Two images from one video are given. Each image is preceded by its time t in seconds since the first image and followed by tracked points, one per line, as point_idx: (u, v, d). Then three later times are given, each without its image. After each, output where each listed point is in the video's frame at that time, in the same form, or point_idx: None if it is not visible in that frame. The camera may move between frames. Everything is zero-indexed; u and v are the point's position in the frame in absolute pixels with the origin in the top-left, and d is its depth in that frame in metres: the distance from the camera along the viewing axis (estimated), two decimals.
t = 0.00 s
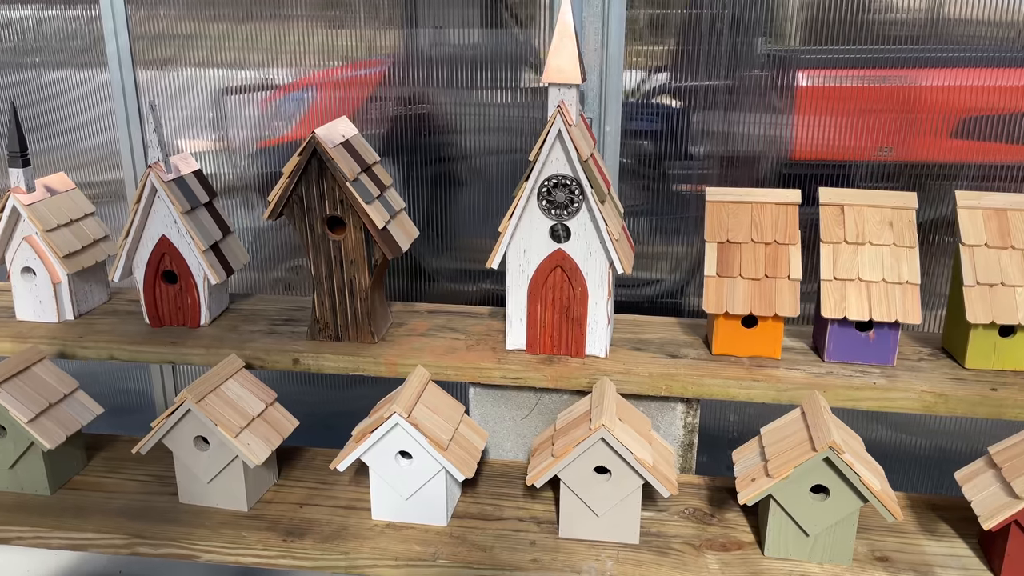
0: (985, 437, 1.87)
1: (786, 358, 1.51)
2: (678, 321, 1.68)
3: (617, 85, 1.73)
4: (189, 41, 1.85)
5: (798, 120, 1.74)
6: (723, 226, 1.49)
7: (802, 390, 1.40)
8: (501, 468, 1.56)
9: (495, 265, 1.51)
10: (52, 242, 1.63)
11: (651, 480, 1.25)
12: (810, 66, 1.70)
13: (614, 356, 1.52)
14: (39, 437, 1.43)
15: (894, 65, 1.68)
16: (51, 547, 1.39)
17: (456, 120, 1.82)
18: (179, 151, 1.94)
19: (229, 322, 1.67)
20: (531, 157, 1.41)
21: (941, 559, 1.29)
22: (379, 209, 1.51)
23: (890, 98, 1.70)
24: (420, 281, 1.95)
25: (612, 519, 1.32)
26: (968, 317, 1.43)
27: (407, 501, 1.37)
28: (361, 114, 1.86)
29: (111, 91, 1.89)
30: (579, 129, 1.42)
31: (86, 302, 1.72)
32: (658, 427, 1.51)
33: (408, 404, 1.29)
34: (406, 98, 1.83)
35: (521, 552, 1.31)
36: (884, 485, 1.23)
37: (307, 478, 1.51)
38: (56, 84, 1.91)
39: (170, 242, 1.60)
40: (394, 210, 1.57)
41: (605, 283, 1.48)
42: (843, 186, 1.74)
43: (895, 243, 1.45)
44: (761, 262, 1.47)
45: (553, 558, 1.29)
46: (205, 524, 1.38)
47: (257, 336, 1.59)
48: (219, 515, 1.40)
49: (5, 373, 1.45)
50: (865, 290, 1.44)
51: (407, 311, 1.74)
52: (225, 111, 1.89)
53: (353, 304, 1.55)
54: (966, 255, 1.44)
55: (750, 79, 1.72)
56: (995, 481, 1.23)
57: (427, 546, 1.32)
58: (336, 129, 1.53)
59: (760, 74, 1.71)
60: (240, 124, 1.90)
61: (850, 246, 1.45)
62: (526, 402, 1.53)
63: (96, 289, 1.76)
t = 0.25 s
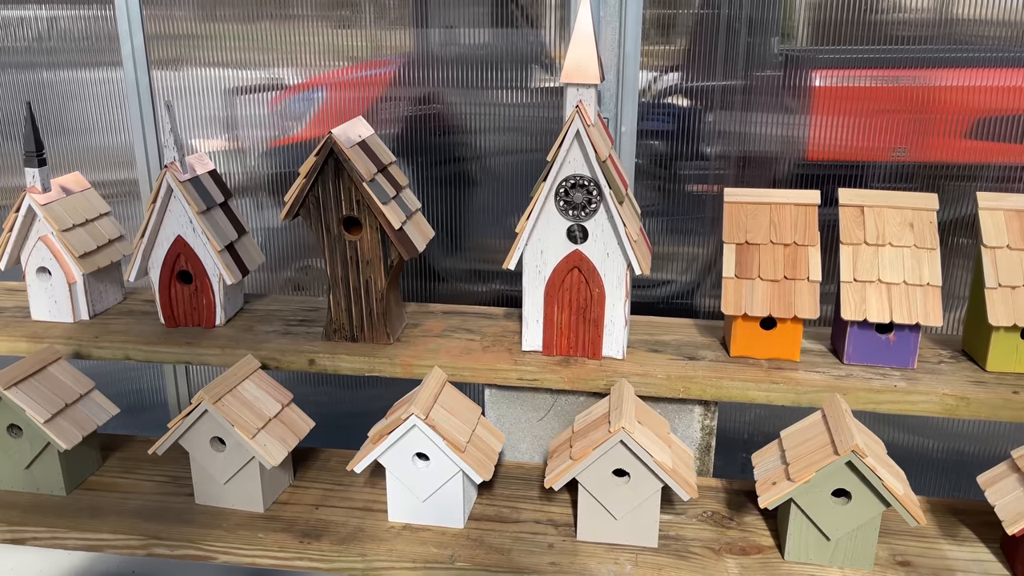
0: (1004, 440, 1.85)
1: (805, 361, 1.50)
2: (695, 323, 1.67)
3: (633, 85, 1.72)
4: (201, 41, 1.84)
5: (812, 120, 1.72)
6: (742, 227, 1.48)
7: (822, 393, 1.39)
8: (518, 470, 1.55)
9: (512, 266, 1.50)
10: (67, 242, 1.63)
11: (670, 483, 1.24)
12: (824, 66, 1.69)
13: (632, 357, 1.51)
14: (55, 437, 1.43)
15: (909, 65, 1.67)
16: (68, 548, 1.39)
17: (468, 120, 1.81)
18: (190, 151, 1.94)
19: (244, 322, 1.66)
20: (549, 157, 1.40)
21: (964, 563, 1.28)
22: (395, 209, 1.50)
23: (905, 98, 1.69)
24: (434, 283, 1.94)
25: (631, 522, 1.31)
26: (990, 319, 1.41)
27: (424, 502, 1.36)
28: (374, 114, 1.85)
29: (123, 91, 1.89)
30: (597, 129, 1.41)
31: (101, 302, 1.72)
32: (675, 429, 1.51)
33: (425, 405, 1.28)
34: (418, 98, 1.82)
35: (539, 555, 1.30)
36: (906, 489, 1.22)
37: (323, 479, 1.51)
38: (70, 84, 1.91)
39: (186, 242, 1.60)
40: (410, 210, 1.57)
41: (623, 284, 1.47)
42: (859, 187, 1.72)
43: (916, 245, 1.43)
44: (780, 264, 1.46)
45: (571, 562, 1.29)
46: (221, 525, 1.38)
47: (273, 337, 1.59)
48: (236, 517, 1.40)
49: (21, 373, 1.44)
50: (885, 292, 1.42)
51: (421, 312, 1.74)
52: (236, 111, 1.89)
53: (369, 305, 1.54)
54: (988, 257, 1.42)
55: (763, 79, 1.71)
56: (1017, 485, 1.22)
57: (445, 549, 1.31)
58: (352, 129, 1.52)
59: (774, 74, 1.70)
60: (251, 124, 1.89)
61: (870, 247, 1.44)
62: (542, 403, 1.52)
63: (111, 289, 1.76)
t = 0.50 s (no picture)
0: None
1: (828, 363, 1.48)
2: (715, 324, 1.66)
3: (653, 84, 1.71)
4: (217, 40, 1.84)
5: (830, 120, 1.71)
6: (764, 228, 1.47)
7: (846, 395, 1.38)
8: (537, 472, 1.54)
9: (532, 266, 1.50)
10: (86, 241, 1.64)
11: (694, 486, 1.23)
12: (843, 66, 1.67)
13: (652, 358, 1.50)
14: (76, 436, 1.43)
15: (929, 65, 1.65)
16: (88, 547, 1.39)
17: (485, 120, 1.81)
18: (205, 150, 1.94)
19: (263, 321, 1.66)
20: (570, 157, 1.39)
21: (990, 569, 1.26)
22: (415, 208, 1.50)
23: (925, 98, 1.67)
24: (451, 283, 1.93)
25: (653, 524, 1.30)
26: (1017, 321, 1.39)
27: (444, 503, 1.35)
28: (390, 114, 1.84)
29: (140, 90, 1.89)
30: (619, 128, 1.40)
31: (120, 301, 1.72)
32: (696, 431, 1.49)
33: (446, 406, 1.28)
34: (435, 98, 1.81)
35: (560, 557, 1.29)
36: (933, 493, 1.20)
37: (342, 479, 1.50)
38: (88, 83, 1.92)
39: (205, 242, 1.60)
40: (429, 210, 1.56)
41: (644, 284, 1.46)
42: (878, 187, 1.71)
43: (941, 246, 1.42)
44: (803, 265, 1.45)
45: (593, 564, 1.28)
46: (241, 525, 1.37)
47: (291, 337, 1.59)
48: (255, 516, 1.39)
49: (42, 372, 1.45)
50: (910, 293, 1.41)
51: (439, 312, 1.73)
52: (250, 111, 1.89)
53: (388, 305, 1.54)
54: (1014, 258, 1.41)
55: (781, 79, 1.69)
56: None
57: (465, 550, 1.30)
58: (372, 129, 1.52)
59: (792, 73, 1.69)
60: (265, 124, 1.89)
61: (894, 248, 1.43)
62: (562, 404, 1.51)
63: (130, 288, 1.76)
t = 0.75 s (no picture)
0: None
1: (848, 364, 1.47)
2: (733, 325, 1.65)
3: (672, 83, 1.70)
4: (232, 40, 1.84)
5: (845, 120, 1.70)
6: (784, 228, 1.46)
7: (867, 397, 1.37)
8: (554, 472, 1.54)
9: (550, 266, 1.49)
10: (106, 239, 1.65)
11: (714, 487, 1.23)
12: (859, 66, 1.66)
13: (671, 359, 1.50)
14: (96, 434, 1.44)
15: (946, 65, 1.64)
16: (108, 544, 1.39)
17: (500, 120, 1.80)
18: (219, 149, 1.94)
19: (281, 320, 1.66)
20: (590, 156, 1.39)
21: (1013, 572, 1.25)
22: (433, 208, 1.50)
23: (941, 98, 1.66)
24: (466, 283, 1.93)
25: (672, 525, 1.29)
26: None
27: (463, 503, 1.35)
28: (405, 113, 1.84)
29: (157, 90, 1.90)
30: (639, 128, 1.39)
31: (138, 299, 1.73)
32: (715, 432, 1.49)
33: (466, 406, 1.28)
34: (450, 97, 1.81)
35: (578, 558, 1.29)
36: (957, 496, 1.19)
37: (360, 478, 1.50)
38: (105, 83, 1.93)
39: (223, 240, 1.60)
40: (447, 209, 1.56)
41: (663, 285, 1.45)
42: (895, 188, 1.70)
43: (963, 247, 1.41)
44: (823, 265, 1.44)
45: (612, 565, 1.27)
46: (259, 523, 1.38)
47: (309, 336, 1.59)
48: (274, 515, 1.40)
49: (62, 370, 1.45)
50: (931, 294, 1.40)
51: (456, 312, 1.73)
52: (264, 110, 1.89)
53: (406, 304, 1.54)
54: None
55: (797, 79, 1.68)
56: None
57: (484, 550, 1.30)
58: (391, 128, 1.52)
59: (807, 73, 1.68)
60: (279, 123, 1.89)
61: (915, 249, 1.42)
62: (579, 404, 1.51)
63: (148, 287, 1.76)
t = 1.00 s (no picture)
0: None
1: (871, 366, 1.47)
2: (754, 326, 1.65)
3: (693, 83, 1.70)
4: (251, 40, 1.85)
5: (866, 121, 1.69)
6: (807, 229, 1.46)
7: (891, 399, 1.36)
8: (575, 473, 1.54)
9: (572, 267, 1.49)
10: (129, 238, 1.66)
11: (738, 489, 1.23)
12: (879, 66, 1.65)
13: (692, 360, 1.49)
14: (121, 432, 1.45)
15: (967, 65, 1.63)
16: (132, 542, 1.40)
17: (519, 120, 1.81)
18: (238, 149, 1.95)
19: (302, 320, 1.67)
20: (613, 156, 1.39)
21: None
22: (455, 208, 1.50)
23: (962, 99, 1.65)
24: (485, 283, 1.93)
25: (695, 527, 1.29)
26: None
27: (485, 503, 1.36)
28: (424, 113, 1.84)
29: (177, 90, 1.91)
30: (662, 128, 1.39)
31: (160, 298, 1.74)
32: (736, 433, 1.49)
33: (489, 406, 1.28)
34: (469, 97, 1.81)
35: (601, 559, 1.29)
36: (983, 500, 1.19)
37: (381, 478, 1.51)
38: (127, 82, 1.94)
39: (246, 240, 1.61)
40: (469, 210, 1.56)
41: (685, 286, 1.45)
42: (915, 189, 1.69)
43: (988, 249, 1.40)
44: (847, 267, 1.43)
45: (634, 566, 1.27)
46: (282, 522, 1.38)
47: (331, 335, 1.59)
48: (296, 513, 1.40)
49: (87, 368, 1.47)
50: (956, 296, 1.39)
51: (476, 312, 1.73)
52: (283, 110, 1.90)
53: (427, 304, 1.54)
54: None
55: (818, 79, 1.68)
56: None
57: (506, 550, 1.31)
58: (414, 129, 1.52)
59: (828, 74, 1.67)
60: (298, 123, 1.90)
61: (940, 251, 1.41)
62: (600, 405, 1.51)
63: (170, 286, 1.77)
